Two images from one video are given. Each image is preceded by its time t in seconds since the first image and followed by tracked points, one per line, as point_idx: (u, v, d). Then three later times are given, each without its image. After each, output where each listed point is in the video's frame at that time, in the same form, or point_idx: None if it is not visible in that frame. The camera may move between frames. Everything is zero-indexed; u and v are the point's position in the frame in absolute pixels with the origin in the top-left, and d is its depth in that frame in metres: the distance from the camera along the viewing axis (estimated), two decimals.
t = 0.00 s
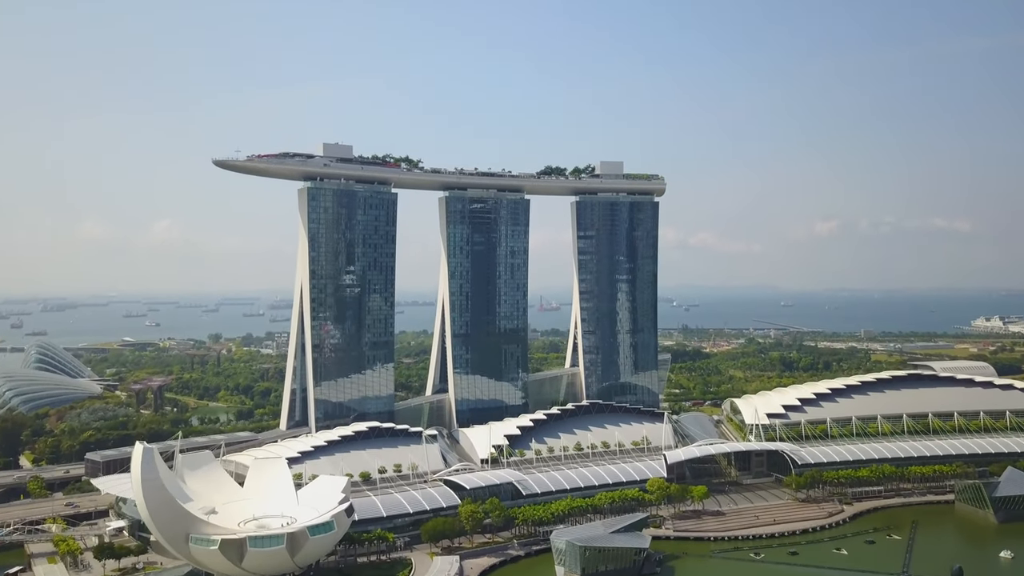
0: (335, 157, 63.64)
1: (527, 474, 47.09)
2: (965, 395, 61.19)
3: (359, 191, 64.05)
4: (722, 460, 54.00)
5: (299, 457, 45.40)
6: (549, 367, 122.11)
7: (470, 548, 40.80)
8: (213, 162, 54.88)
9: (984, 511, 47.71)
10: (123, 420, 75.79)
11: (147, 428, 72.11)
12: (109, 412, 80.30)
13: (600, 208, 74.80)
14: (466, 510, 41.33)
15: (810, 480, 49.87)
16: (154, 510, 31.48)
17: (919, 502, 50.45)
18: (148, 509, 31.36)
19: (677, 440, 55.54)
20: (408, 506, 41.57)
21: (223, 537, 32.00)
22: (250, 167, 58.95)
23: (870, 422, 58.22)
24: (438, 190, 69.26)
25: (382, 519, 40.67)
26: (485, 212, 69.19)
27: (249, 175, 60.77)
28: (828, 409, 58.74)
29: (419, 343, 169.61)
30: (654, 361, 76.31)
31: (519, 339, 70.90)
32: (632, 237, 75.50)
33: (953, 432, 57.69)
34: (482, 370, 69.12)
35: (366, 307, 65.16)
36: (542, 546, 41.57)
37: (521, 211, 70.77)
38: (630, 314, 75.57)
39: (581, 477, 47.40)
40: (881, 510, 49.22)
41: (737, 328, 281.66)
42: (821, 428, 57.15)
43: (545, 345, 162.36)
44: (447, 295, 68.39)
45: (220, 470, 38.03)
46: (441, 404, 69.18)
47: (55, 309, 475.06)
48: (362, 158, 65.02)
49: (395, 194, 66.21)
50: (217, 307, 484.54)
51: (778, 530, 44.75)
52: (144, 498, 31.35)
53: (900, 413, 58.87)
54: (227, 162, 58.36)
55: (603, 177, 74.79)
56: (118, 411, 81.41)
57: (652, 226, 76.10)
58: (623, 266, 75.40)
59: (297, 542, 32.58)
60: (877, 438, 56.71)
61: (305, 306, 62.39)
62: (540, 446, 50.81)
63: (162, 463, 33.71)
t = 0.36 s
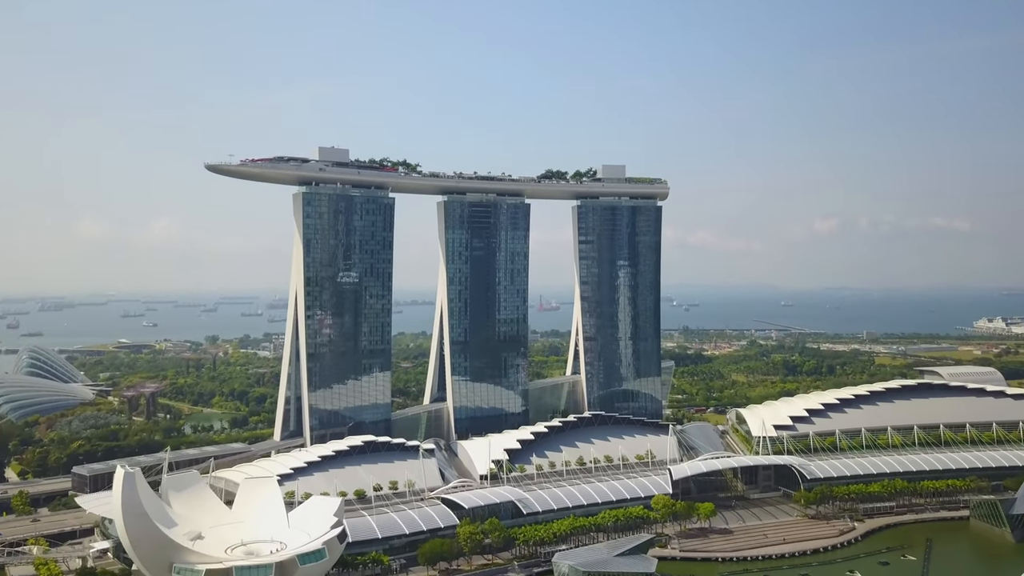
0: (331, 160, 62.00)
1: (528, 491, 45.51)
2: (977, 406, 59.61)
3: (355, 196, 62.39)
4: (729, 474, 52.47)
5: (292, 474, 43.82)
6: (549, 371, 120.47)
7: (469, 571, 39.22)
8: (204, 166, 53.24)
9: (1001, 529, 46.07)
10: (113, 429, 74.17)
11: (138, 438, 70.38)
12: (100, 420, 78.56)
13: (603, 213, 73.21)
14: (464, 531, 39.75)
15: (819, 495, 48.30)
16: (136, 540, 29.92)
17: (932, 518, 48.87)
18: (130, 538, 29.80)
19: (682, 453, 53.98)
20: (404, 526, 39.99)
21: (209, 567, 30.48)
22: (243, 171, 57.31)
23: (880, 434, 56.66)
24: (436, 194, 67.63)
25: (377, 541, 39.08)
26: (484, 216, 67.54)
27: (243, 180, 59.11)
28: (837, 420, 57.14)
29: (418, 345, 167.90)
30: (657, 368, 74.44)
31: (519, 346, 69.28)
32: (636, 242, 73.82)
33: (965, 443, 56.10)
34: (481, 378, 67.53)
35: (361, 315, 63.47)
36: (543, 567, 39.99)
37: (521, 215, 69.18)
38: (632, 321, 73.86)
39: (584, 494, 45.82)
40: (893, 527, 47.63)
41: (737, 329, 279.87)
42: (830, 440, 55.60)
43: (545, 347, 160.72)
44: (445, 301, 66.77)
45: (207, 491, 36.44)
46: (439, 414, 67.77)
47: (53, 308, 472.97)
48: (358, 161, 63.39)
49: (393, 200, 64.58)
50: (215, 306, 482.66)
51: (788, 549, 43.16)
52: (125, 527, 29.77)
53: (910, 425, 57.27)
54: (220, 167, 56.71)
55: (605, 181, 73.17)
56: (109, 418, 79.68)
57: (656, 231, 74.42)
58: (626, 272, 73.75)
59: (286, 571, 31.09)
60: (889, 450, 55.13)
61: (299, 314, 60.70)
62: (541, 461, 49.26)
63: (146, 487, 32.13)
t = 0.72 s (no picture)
0: (326, 159, 60.45)
1: (528, 503, 44.13)
2: (989, 412, 58.19)
3: (352, 195, 60.78)
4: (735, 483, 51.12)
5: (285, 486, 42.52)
6: (550, 368, 119.14)
7: None
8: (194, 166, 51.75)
9: (1017, 542, 44.54)
10: (106, 431, 72.83)
11: (131, 441, 69.06)
12: (93, 421, 77.18)
13: (606, 211, 71.62)
14: (463, 548, 38.39)
15: (828, 507, 46.94)
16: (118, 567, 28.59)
17: (944, 530, 47.47)
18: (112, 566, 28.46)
19: (687, 462, 52.63)
20: (401, 543, 38.63)
21: None
22: (236, 171, 55.92)
23: (889, 441, 55.26)
24: (435, 193, 66.10)
25: (372, 559, 37.69)
26: (483, 215, 65.94)
27: (235, 179, 57.64)
28: (845, 426, 55.76)
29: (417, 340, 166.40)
30: (660, 369, 72.80)
31: (519, 347, 67.80)
32: (640, 241, 72.18)
33: (977, 451, 54.68)
34: (481, 379, 66.08)
35: (358, 318, 61.75)
36: None
37: (522, 214, 67.60)
38: (635, 322, 72.29)
39: (586, 506, 44.44)
40: (904, 540, 46.26)
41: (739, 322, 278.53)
42: (839, 448, 54.24)
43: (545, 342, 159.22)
44: (444, 303, 65.23)
45: (196, 508, 35.14)
46: (437, 418, 66.36)
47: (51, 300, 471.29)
48: (354, 160, 61.84)
49: (390, 198, 62.97)
50: (214, 298, 481.03)
51: (796, 564, 41.78)
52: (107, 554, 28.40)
53: (921, 431, 55.85)
54: (211, 166, 55.21)
55: (607, 179, 71.55)
56: (102, 419, 78.31)
57: (660, 230, 72.73)
58: (629, 272, 72.15)
59: None
60: (899, 458, 53.75)
61: (294, 316, 59.36)
62: (542, 471, 47.92)
63: (129, 510, 30.81)
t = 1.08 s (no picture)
0: (322, 153, 59.41)
1: (529, 506, 43.49)
2: (996, 409, 57.47)
3: (347, 190, 59.82)
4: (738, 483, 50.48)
5: (280, 490, 41.87)
6: (550, 359, 118.38)
7: None
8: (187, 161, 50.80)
9: None
10: (103, 427, 72.19)
11: (127, 438, 68.36)
12: (89, 417, 76.41)
13: (608, 205, 70.63)
14: (463, 553, 37.77)
15: (833, 508, 46.31)
16: None
17: (950, 531, 46.87)
18: None
19: (689, 461, 51.98)
20: (400, 548, 37.98)
21: None
22: (230, 166, 54.97)
23: (894, 440, 54.62)
24: (433, 186, 65.12)
25: (370, 567, 36.99)
26: (483, 209, 64.94)
27: (229, 174, 56.71)
28: (850, 425, 55.05)
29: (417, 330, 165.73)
30: (662, 364, 71.76)
31: (519, 343, 66.97)
32: (643, 235, 71.09)
33: (983, 450, 54.03)
34: (480, 375, 65.32)
35: (355, 314, 60.82)
36: None
37: (521, 208, 66.59)
38: (636, 318, 71.36)
39: (587, 509, 43.74)
40: (910, 542, 45.61)
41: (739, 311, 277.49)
42: (843, 446, 53.59)
43: (546, 332, 158.53)
44: (443, 299, 64.38)
45: (189, 516, 34.44)
46: (436, 415, 65.47)
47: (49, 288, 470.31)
48: (351, 153, 60.81)
49: (387, 192, 61.93)
50: (213, 286, 480.22)
51: (801, 568, 41.18)
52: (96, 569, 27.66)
53: (927, 429, 55.15)
54: (204, 161, 54.20)
55: (609, 172, 70.49)
56: (99, 415, 77.53)
57: (664, 224, 71.63)
58: (631, 267, 71.12)
59: None
60: (904, 457, 53.07)
61: (290, 313, 58.61)
62: (542, 472, 47.22)
63: (121, 521, 30.13)
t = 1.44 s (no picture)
0: (317, 138, 57.90)
1: (529, 504, 42.42)
2: (1005, 400, 56.34)
3: (343, 176, 58.21)
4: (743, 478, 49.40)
5: (275, 488, 40.87)
6: (550, 343, 117.22)
7: None
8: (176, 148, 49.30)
9: None
10: (97, 417, 71.09)
11: (121, 428, 67.29)
12: (83, 405, 75.29)
13: (609, 190, 69.08)
14: (462, 556, 36.73)
15: (840, 504, 45.26)
16: None
17: (960, 527, 45.87)
18: None
19: (693, 455, 50.89)
20: (397, 550, 36.95)
21: None
22: (221, 152, 53.48)
23: (902, 432, 53.53)
24: (431, 172, 63.58)
25: (367, 570, 35.97)
26: (481, 195, 63.41)
27: (221, 160, 55.20)
28: (857, 416, 53.96)
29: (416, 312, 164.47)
30: (665, 350, 70.41)
31: (519, 331, 65.70)
32: (646, 221, 69.47)
33: (992, 442, 52.95)
34: (480, 364, 64.20)
35: (350, 304, 59.49)
36: None
37: (521, 193, 65.07)
38: (639, 304, 69.87)
39: (589, 507, 42.61)
40: (919, 539, 44.54)
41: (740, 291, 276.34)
42: (851, 439, 52.49)
43: (545, 314, 157.28)
44: (440, 287, 63.06)
45: (179, 520, 33.37)
46: (435, 405, 64.18)
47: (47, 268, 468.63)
48: (346, 138, 59.28)
49: (383, 178, 60.37)
50: (211, 266, 478.57)
51: (809, 568, 40.17)
52: None
53: (936, 421, 54.07)
54: (195, 147, 52.61)
55: (610, 156, 68.91)
56: (92, 403, 76.41)
57: (667, 209, 70.03)
58: (634, 252, 69.54)
59: None
60: (912, 450, 51.98)
61: (285, 302, 57.31)
62: (543, 468, 46.15)
63: (105, 530, 29.08)
